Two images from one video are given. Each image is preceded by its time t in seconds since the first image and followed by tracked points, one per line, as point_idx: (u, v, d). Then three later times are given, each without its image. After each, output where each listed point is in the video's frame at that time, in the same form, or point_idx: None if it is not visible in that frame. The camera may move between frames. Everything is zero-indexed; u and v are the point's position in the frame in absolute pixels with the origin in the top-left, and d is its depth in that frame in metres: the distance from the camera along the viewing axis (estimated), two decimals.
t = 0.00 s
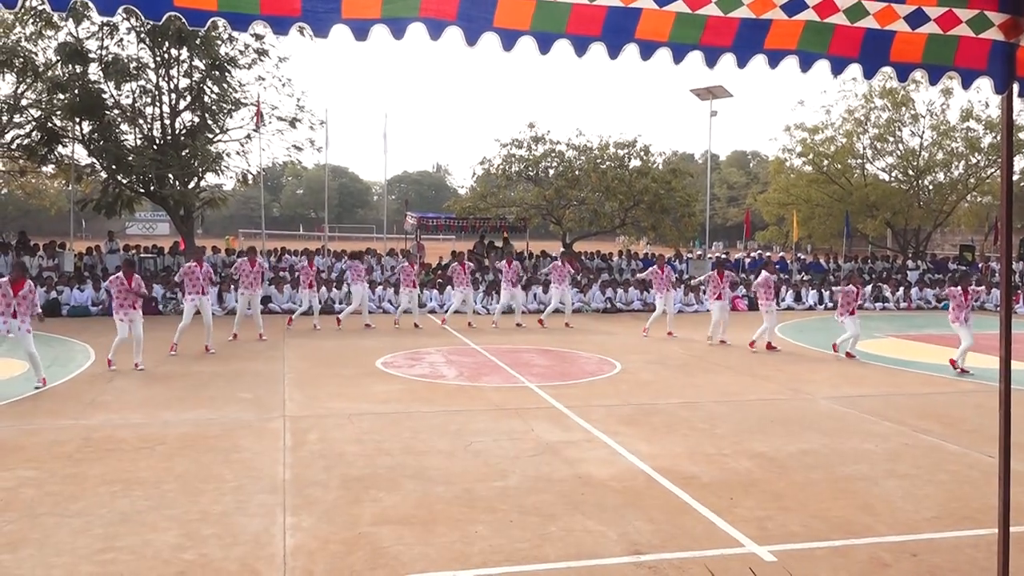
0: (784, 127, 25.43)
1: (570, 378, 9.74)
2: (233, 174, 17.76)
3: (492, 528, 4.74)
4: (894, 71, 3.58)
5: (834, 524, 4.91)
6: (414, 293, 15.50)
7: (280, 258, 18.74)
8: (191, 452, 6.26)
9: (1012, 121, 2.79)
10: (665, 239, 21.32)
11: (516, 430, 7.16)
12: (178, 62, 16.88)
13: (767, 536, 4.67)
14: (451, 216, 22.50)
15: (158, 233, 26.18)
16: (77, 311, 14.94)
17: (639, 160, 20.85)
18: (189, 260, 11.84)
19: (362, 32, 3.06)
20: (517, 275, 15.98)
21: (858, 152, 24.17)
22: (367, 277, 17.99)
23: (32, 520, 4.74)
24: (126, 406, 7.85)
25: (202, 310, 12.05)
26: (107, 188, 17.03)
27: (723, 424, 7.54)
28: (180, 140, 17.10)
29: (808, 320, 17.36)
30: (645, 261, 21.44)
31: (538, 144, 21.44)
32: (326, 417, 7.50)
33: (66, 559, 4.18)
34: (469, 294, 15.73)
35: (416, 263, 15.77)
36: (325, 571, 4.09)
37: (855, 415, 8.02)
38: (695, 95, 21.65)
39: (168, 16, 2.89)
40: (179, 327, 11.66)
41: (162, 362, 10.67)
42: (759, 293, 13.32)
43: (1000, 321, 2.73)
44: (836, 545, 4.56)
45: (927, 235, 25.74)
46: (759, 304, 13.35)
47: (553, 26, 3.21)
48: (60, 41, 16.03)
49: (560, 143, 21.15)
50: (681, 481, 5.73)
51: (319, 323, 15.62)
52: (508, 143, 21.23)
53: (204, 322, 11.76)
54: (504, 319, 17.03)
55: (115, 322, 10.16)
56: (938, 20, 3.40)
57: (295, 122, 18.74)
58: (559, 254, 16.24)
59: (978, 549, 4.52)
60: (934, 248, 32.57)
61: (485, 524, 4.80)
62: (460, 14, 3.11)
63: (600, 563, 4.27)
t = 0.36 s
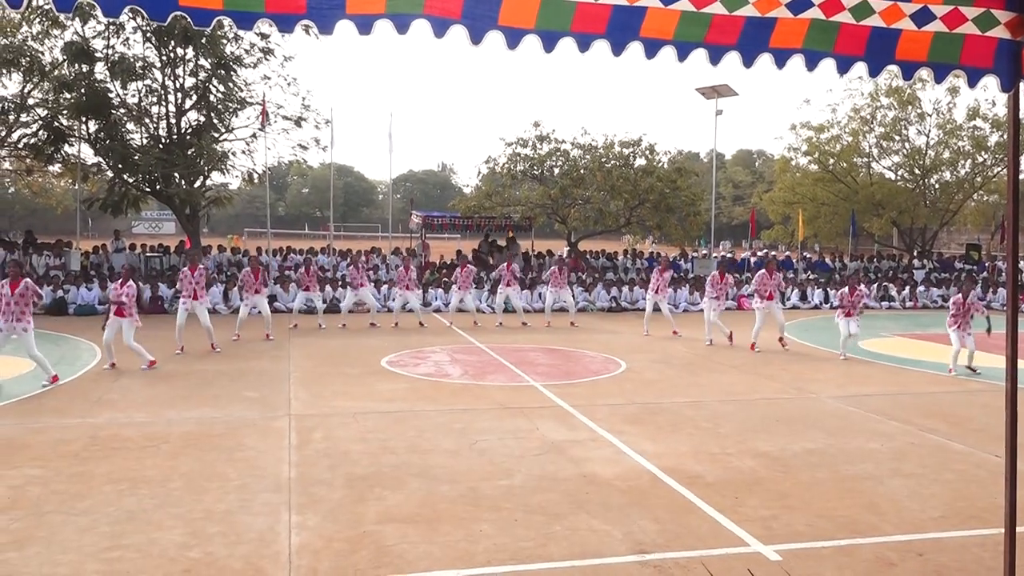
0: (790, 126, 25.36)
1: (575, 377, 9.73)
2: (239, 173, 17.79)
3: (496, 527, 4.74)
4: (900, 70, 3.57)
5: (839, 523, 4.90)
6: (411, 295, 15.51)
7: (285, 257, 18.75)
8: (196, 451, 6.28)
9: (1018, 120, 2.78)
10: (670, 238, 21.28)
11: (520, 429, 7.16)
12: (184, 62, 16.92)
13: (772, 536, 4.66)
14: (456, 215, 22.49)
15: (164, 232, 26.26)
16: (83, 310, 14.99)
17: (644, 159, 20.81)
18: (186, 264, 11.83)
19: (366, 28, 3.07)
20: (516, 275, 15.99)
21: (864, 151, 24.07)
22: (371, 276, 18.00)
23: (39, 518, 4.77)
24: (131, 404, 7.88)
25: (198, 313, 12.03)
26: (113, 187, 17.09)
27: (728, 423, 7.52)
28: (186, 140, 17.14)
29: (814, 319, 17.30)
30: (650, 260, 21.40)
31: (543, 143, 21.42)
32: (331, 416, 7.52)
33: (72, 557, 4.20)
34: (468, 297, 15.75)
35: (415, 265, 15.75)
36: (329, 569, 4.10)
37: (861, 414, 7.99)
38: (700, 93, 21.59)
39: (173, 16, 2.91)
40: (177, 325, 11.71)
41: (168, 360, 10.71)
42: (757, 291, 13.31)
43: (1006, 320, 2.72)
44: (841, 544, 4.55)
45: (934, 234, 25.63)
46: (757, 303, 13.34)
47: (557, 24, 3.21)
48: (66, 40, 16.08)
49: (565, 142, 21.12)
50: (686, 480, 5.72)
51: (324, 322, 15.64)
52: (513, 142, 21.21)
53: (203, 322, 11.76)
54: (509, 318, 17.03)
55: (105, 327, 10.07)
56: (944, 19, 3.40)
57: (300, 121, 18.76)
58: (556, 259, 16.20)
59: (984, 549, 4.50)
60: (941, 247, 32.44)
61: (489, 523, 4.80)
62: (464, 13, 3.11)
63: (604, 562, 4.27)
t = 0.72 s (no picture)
0: (794, 126, 25.32)
1: (579, 377, 9.73)
2: (243, 173, 17.82)
3: (500, 527, 4.74)
4: (904, 71, 3.55)
5: (843, 525, 4.89)
6: (415, 294, 15.55)
7: (290, 258, 18.77)
8: (200, 451, 6.29)
9: None
10: (674, 239, 21.26)
11: (524, 429, 7.15)
12: (189, 63, 16.96)
13: (775, 537, 4.65)
14: (460, 215, 22.51)
15: (169, 233, 26.32)
16: (88, 311, 15.04)
17: (648, 160, 20.80)
18: (185, 264, 11.86)
19: (369, 27, 3.07)
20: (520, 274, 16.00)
21: (868, 152, 24.01)
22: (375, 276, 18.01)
23: (43, 518, 4.78)
24: (135, 405, 7.89)
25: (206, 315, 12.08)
26: (118, 188, 17.15)
27: (731, 424, 7.52)
28: (191, 140, 17.19)
29: (818, 320, 17.27)
30: (654, 261, 21.38)
31: (547, 143, 21.42)
32: (335, 416, 7.52)
33: (76, 557, 4.21)
34: (471, 296, 15.78)
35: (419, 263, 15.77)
36: (333, 570, 4.10)
37: (865, 416, 7.98)
38: (705, 94, 21.55)
39: (177, 18, 2.92)
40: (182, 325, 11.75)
41: (171, 361, 10.74)
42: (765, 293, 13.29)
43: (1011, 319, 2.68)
44: (845, 546, 4.54)
45: (939, 235, 25.56)
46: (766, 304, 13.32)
47: (561, 24, 3.21)
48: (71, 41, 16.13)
49: (569, 142, 21.11)
50: (689, 481, 5.71)
51: (328, 323, 15.66)
52: (517, 143, 21.21)
53: (210, 323, 11.80)
54: (513, 319, 17.04)
55: (115, 321, 10.16)
56: (949, 19, 3.40)
57: (305, 122, 18.80)
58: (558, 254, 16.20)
59: (989, 551, 4.49)
60: (946, 248, 32.38)
61: (492, 524, 4.80)
62: (468, 15, 3.11)
63: (608, 563, 4.26)
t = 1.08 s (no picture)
0: (804, 126, 25.22)
1: (589, 377, 9.72)
2: (253, 173, 17.88)
3: (509, 527, 4.75)
4: (915, 69, 3.53)
5: (853, 526, 4.87)
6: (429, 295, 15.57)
7: (300, 257, 18.81)
8: (211, 450, 6.32)
9: None
10: (683, 239, 21.19)
11: (533, 429, 7.16)
12: (199, 63, 17.03)
13: (785, 538, 4.64)
14: (469, 215, 22.52)
15: (179, 233, 26.43)
16: (99, 310, 15.13)
17: (658, 159, 20.76)
18: (205, 272, 11.87)
19: (379, 31, 3.10)
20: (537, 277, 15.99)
21: (879, 151, 23.87)
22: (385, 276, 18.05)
23: (56, 516, 4.82)
24: (146, 404, 7.94)
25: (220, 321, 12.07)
26: (129, 188, 17.26)
27: (741, 424, 7.50)
28: (201, 140, 17.26)
29: (829, 320, 17.20)
30: (663, 261, 21.33)
31: (556, 143, 21.40)
32: (345, 415, 7.55)
33: (88, 555, 4.25)
34: (482, 296, 15.79)
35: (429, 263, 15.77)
36: (342, 569, 4.11)
37: (876, 416, 7.94)
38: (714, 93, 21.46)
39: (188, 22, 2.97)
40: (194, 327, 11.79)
41: (182, 360, 10.79)
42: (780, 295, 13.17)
43: None
44: (856, 547, 4.53)
45: (950, 235, 25.41)
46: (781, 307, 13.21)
47: (570, 22, 3.22)
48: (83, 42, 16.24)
49: (578, 142, 21.08)
50: (699, 482, 5.71)
51: (338, 322, 15.70)
52: (526, 143, 21.20)
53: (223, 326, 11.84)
54: (522, 319, 17.04)
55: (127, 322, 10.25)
56: (960, 18, 3.38)
57: (315, 122, 18.86)
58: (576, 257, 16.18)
59: (1000, 552, 4.47)
60: (957, 248, 32.20)
61: (502, 524, 4.81)
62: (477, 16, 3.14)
63: (618, 563, 4.26)
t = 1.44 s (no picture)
0: (809, 126, 25.18)
1: (593, 377, 9.72)
2: (258, 172, 17.89)
3: (512, 527, 4.75)
4: (922, 71, 3.51)
5: (857, 527, 4.86)
6: (425, 293, 15.61)
7: (304, 256, 18.82)
8: (216, 448, 6.34)
9: None
10: (688, 239, 21.19)
11: (537, 429, 7.17)
12: (205, 62, 17.07)
13: (789, 539, 4.64)
14: (474, 215, 22.52)
15: (184, 232, 26.47)
16: (105, 308, 15.17)
17: (663, 160, 20.74)
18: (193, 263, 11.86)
19: (386, 36, 3.14)
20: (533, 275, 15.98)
21: (885, 152, 23.80)
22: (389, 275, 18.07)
23: (61, 513, 4.84)
24: (151, 402, 7.96)
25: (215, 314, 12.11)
26: (135, 186, 17.31)
27: (745, 425, 7.49)
28: (207, 139, 17.29)
29: (833, 321, 17.18)
30: (668, 261, 21.32)
31: (561, 143, 21.39)
32: (348, 414, 7.57)
33: (92, 552, 4.26)
34: (485, 295, 15.81)
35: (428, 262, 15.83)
36: (346, 568, 4.12)
37: (881, 417, 7.93)
38: (720, 93, 21.41)
39: (194, 22, 3.02)
40: (193, 323, 11.82)
41: (187, 358, 10.81)
42: (781, 295, 13.17)
43: None
44: (860, 548, 4.52)
45: (956, 236, 25.33)
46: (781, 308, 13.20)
47: (575, 21, 3.23)
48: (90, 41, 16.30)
49: (583, 142, 21.05)
50: (703, 482, 5.70)
51: (342, 321, 15.72)
52: (531, 143, 21.18)
53: (221, 322, 11.88)
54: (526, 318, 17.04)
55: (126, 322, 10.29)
56: (968, 19, 3.37)
57: (320, 121, 18.88)
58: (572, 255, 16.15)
59: (1005, 555, 4.45)
60: (962, 249, 32.11)
61: (505, 523, 4.81)
62: (483, 17, 3.17)
63: (621, 562, 4.27)
